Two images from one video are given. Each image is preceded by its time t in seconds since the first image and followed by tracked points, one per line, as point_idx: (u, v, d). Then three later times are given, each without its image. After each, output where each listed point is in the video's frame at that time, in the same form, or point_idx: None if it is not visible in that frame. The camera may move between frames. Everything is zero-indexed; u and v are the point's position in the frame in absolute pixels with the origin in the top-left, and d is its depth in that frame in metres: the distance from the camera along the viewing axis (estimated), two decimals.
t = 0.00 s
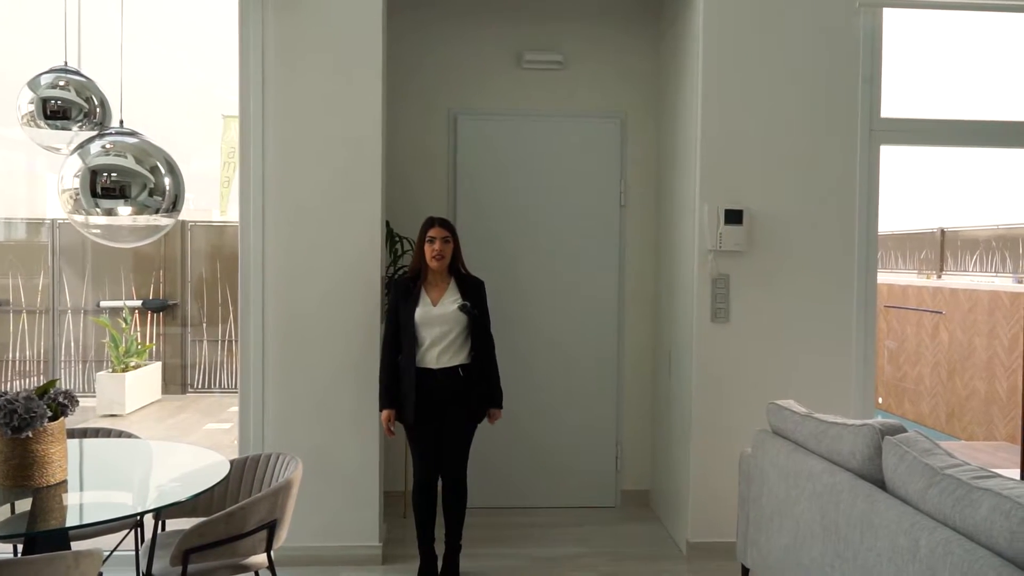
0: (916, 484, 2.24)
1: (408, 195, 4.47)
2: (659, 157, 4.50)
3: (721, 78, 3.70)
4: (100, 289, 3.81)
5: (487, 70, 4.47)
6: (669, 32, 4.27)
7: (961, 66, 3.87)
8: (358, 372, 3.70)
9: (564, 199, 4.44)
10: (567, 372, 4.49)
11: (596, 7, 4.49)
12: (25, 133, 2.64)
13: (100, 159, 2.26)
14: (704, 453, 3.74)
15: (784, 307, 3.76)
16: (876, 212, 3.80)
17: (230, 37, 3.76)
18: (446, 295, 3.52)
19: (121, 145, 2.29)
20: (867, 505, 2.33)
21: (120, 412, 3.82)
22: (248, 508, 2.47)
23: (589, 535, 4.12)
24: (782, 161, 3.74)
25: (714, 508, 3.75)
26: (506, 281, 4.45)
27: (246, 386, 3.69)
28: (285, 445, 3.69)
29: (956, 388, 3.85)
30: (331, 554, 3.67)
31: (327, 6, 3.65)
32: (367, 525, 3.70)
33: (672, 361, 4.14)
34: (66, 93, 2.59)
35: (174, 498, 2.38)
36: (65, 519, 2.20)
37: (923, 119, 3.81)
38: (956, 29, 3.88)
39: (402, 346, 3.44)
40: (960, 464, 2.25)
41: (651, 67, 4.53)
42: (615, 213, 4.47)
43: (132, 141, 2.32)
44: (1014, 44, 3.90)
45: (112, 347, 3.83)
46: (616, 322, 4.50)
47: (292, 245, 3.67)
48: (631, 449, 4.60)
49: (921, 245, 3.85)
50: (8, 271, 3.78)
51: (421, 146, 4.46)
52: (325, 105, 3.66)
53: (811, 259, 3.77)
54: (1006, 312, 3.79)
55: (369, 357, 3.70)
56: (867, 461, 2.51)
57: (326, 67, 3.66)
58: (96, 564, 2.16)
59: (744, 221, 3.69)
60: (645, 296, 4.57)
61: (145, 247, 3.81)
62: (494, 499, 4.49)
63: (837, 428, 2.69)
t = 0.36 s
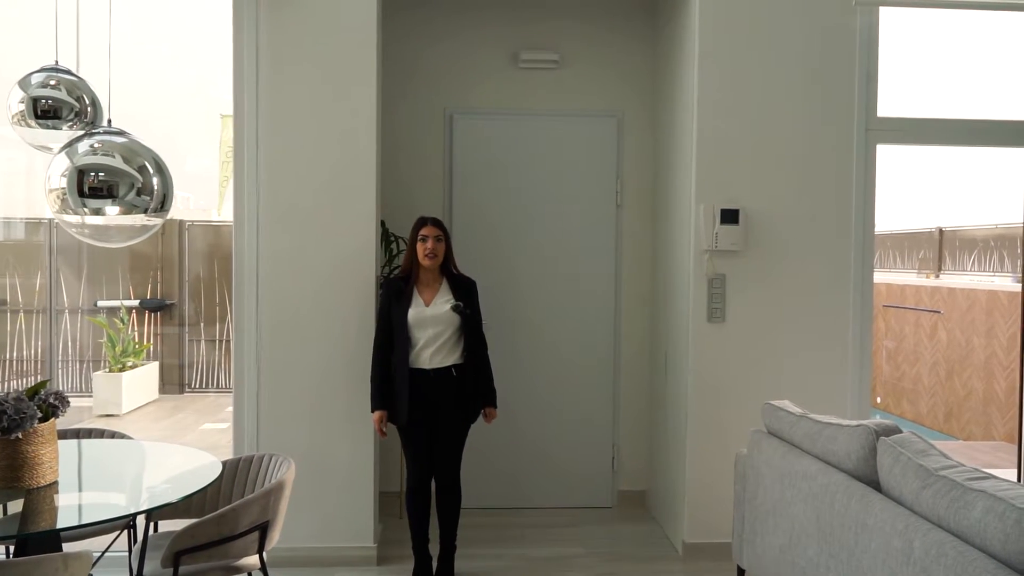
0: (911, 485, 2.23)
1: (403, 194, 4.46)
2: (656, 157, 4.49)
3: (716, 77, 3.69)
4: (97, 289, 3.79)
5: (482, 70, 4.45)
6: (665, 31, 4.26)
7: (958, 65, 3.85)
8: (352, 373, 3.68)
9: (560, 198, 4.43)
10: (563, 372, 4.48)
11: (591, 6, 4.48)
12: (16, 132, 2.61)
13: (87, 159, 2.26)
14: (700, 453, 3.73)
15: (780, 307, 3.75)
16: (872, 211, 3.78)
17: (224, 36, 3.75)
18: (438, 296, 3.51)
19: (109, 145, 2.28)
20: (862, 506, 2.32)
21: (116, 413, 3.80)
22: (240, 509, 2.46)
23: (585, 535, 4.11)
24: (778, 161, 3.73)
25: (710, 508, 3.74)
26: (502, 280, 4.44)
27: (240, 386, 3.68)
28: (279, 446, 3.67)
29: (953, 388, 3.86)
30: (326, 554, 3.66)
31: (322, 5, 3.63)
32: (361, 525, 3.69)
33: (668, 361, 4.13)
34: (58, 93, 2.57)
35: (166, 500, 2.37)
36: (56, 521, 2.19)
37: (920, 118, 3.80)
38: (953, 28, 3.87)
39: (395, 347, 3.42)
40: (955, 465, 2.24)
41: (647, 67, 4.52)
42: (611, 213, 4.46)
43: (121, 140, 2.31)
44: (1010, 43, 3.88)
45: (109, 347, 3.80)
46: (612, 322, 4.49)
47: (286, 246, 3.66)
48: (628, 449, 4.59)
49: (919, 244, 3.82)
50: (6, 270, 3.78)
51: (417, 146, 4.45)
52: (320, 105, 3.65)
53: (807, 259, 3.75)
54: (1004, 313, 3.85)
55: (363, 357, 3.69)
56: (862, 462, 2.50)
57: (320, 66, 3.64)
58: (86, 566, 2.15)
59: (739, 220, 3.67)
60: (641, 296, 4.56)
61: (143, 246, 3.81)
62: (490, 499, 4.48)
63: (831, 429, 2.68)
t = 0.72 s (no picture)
0: (905, 485, 2.22)
1: (400, 195, 4.45)
2: (652, 156, 4.48)
3: (712, 77, 3.68)
4: (95, 289, 3.79)
5: (479, 70, 4.45)
6: (662, 31, 4.25)
7: (955, 65, 3.84)
8: (348, 373, 3.68)
9: (556, 199, 4.42)
10: (560, 372, 4.47)
11: (587, 6, 4.47)
12: (8, 132, 2.61)
13: (80, 160, 2.25)
14: (696, 453, 3.73)
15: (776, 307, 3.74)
16: (868, 210, 3.77)
17: (220, 36, 3.74)
18: (432, 296, 3.49)
19: (102, 145, 2.28)
20: (856, 506, 2.31)
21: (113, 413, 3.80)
22: (232, 510, 2.45)
23: (582, 535, 4.10)
24: (774, 160, 3.72)
25: (706, 509, 3.74)
26: (499, 280, 4.43)
27: (235, 387, 3.68)
28: (275, 446, 3.67)
29: (952, 388, 3.87)
30: (321, 555, 3.65)
31: (316, 5, 3.63)
32: (357, 526, 3.68)
33: (665, 361, 4.12)
34: (50, 93, 2.57)
35: (157, 501, 2.36)
36: (46, 522, 2.19)
37: (916, 118, 3.79)
38: (949, 27, 3.86)
39: (389, 348, 3.41)
40: (949, 465, 2.23)
41: (643, 67, 4.51)
42: (608, 213, 4.45)
43: (114, 141, 2.30)
44: (1007, 43, 3.88)
45: (107, 347, 3.80)
46: (609, 322, 4.48)
47: (282, 246, 3.65)
48: (624, 449, 4.58)
49: (918, 244, 3.82)
50: (4, 271, 3.77)
51: (413, 146, 4.44)
52: (315, 105, 3.64)
53: (804, 259, 3.75)
54: (1003, 313, 3.87)
55: (359, 358, 3.68)
56: (857, 462, 2.50)
57: (315, 66, 3.64)
58: (77, 567, 2.14)
59: (736, 220, 3.67)
60: (638, 296, 4.55)
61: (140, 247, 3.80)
62: (487, 500, 4.47)
63: (826, 429, 2.67)
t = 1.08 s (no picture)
0: (893, 487, 2.22)
1: (394, 195, 4.44)
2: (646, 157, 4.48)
3: (706, 78, 3.68)
4: (91, 290, 3.79)
5: (473, 70, 4.44)
6: (656, 31, 4.25)
7: (949, 65, 3.84)
8: (339, 375, 3.67)
9: (550, 199, 4.42)
10: (554, 373, 4.47)
11: (581, 7, 4.47)
12: None
13: (74, 161, 2.25)
14: (689, 454, 3.72)
15: (770, 308, 3.73)
16: (861, 211, 3.77)
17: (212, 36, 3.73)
18: (422, 295, 3.48)
19: (96, 146, 2.28)
20: (845, 508, 2.30)
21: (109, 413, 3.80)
22: (221, 511, 2.45)
23: (575, 536, 4.10)
24: (767, 161, 3.72)
25: (699, 510, 3.73)
26: (492, 281, 4.43)
27: (227, 388, 3.67)
28: (267, 447, 3.66)
29: (948, 388, 3.87)
30: (313, 556, 3.65)
31: (309, 5, 3.62)
32: (349, 527, 3.68)
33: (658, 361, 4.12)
34: (38, 93, 2.57)
35: (145, 502, 2.36)
36: (34, 523, 2.18)
37: (910, 118, 3.79)
38: (943, 27, 3.85)
39: (379, 347, 3.40)
40: (937, 467, 2.22)
41: (637, 67, 4.51)
42: (602, 213, 4.45)
43: (107, 142, 2.30)
44: (1000, 43, 3.88)
45: (103, 348, 3.80)
46: (603, 323, 4.48)
47: (274, 246, 3.64)
48: (618, 450, 4.58)
49: (915, 244, 3.82)
50: None
51: (407, 146, 4.44)
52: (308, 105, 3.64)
53: (797, 260, 3.74)
54: (1000, 314, 3.87)
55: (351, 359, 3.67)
56: (846, 464, 2.49)
57: (307, 67, 3.63)
58: (64, 568, 2.14)
59: (729, 221, 3.67)
60: (632, 296, 4.54)
61: (135, 247, 3.80)
62: (481, 501, 4.46)
63: (816, 430, 2.67)
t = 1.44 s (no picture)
0: (880, 488, 2.21)
1: (385, 196, 4.43)
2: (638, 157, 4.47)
3: (697, 78, 3.67)
4: (85, 290, 3.78)
5: (464, 71, 4.43)
6: (647, 32, 4.24)
7: (940, 65, 3.84)
8: (330, 376, 3.67)
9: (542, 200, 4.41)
10: (547, 373, 4.46)
11: (574, 8, 4.46)
12: None
13: (67, 163, 2.24)
14: (681, 455, 3.72)
15: (760, 309, 3.73)
16: (853, 210, 3.77)
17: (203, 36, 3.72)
18: (413, 295, 3.47)
19: (88, 148, 2.27)
20: (832, 509, 2.30)
21: (102, 414, 3.79)
22: (206, 513, 2.44)
23: (568, 537, 4.09)
24: (758, 161, 3.71)
25: (691, 511, 3.73)
26: (484, 281, 4.42)
27: (216, 389, 3.66)
28: (257, 448, 3.65)
29: (943, 389, 3.87)
30: (304, 558, 3.64)
31: (299, 6, 3.61)
32: (339, 528, 3.67)
33: (651, 362, 4.11)
34: (24, 94, 2.56)
35: (130, 503, 2.36)
36: (19, 524, 2.19)
37: (901, 118, 3.78)
38: (934, 28, 3.85)
39: (370, 348, 3.38)
40: (923, 468, 2.22)
41: (629, 68, 4.50)
42: (594, 214, 4.44)
43: (100, 143, 2.29)
44: (991, 44, 3.87)
45: (98, 349, 3.80)
46: (595, 323, 4.48)
47: (264, 246, 3.63)
48: (611, 451, 4.57)
49: (911, 245, 3.83)
50: None
51: (399, 147, 4.43)
52: (298, 106, 3.63)
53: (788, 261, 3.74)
54: (996, 314, 3.89)
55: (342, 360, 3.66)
56: (834, 466, 2.49)
57: (297, 68, 3.62)
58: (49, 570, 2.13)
59: (719, 221, 3.66)
60: (624, 297, 4.53)
61: (129, 248, 3.79)
62: (474, 502, 4.45)
63: (804, 432, 2.66)
